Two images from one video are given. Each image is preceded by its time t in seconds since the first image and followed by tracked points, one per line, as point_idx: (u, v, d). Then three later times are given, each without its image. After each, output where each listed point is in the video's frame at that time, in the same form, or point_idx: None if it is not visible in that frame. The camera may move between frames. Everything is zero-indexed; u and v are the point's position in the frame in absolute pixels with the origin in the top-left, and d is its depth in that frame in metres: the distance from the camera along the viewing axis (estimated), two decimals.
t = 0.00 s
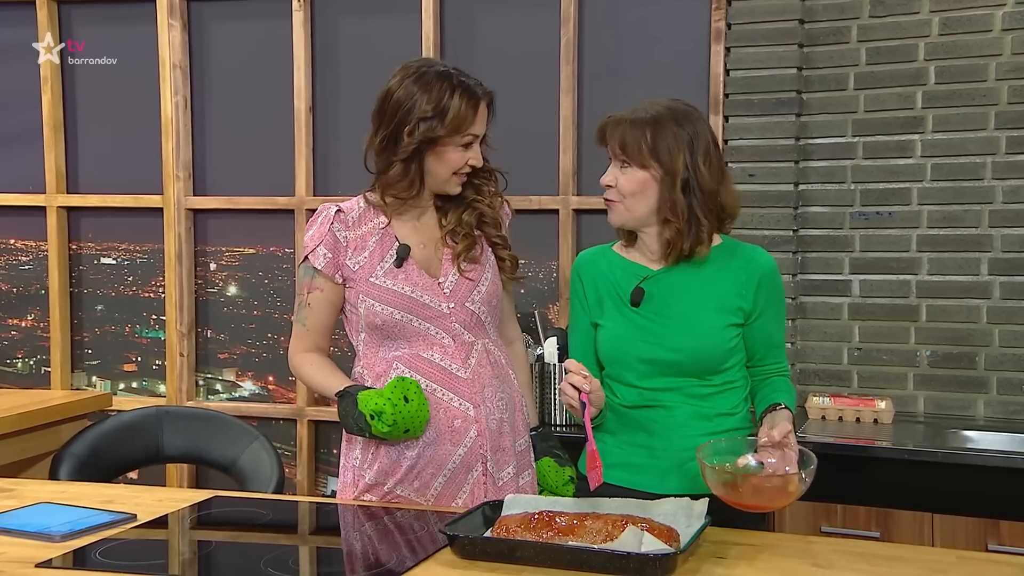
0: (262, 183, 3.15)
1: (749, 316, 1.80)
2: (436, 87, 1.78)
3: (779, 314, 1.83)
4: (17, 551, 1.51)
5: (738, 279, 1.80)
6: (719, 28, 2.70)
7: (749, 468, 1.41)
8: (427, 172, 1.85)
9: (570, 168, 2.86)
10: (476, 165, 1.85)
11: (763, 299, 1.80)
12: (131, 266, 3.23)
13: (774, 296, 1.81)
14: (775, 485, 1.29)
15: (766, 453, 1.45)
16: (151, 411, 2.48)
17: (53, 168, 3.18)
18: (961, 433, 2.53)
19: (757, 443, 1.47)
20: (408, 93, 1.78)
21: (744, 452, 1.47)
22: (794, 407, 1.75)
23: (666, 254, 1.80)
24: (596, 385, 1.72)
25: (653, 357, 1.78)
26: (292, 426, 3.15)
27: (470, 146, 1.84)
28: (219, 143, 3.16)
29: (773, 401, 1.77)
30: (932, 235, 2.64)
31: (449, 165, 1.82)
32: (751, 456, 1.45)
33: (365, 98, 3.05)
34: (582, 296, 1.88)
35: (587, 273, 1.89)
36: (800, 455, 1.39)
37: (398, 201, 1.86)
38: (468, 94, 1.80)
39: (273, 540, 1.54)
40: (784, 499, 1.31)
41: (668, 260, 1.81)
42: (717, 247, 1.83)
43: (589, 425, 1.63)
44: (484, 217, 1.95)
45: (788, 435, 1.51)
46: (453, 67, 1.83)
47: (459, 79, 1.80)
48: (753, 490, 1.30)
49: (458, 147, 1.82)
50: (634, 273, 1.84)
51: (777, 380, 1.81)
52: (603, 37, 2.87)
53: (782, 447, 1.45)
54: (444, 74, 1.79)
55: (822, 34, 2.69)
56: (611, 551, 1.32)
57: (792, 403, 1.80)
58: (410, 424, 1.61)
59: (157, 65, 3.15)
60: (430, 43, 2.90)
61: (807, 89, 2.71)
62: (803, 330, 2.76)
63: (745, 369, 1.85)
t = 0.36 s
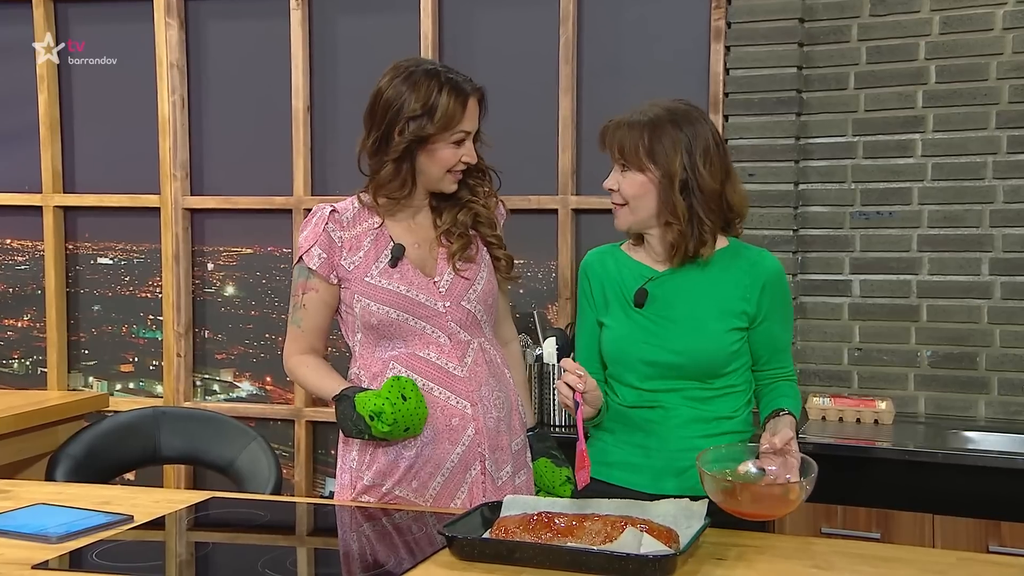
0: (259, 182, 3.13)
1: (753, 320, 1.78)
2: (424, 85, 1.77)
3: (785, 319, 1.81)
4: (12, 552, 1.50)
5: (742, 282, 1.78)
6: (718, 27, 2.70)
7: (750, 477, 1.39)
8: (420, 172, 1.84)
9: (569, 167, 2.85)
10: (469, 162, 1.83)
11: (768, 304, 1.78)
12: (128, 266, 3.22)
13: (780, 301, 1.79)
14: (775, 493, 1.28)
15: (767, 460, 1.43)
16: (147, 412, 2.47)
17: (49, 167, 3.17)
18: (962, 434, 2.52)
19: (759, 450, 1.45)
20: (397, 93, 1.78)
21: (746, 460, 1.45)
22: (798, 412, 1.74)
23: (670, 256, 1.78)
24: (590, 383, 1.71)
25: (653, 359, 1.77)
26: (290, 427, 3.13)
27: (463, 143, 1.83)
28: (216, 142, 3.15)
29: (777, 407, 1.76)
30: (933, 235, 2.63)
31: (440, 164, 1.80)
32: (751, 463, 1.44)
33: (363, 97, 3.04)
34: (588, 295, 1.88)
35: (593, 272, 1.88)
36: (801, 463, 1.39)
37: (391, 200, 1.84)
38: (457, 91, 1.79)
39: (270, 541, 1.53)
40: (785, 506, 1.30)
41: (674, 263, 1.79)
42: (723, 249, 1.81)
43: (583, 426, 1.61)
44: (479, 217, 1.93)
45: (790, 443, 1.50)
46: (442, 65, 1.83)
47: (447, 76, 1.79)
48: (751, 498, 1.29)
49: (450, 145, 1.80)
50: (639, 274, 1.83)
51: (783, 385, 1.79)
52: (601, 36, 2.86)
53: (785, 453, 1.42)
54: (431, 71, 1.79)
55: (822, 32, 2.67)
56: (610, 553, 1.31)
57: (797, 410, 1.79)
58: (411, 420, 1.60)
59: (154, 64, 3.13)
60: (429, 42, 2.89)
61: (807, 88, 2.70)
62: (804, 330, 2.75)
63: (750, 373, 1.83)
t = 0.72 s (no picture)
0: (257, 182, 3.12)
1: (757, 319, 1.77)
2: (417, 82, 1.76)
3: (789, 318, 1.80)
4: (7, 554, 1.49)
5: (745, 281, 1.77)
6: (718, 26, 2.69)
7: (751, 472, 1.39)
8: (418, 169, 1.82)
9: (568, 167, 2.84)
10: (469, 155, 1.81)
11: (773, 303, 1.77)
12: (125, 266, 3.21)
13: (785, 300, 1.78)
14: (773, 489, 1.27)
15: (766, 456, 1.43)
16: (144, 412, 2.45)
17: (46, 167, 3.15)
18: (962, 434, 2.51)
19: (758, 447, 1.45)
20: (391, 92, 1.78)
21: (745, 456, 1.44)
22: (801, 412, 1.72)
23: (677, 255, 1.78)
24: (589, 381, 1.70)
25: (657, 359, 1.76)
26: (287, 428, 3.12)
27: (461, 137, 1.81)
28: (214, 142, 3.13)
29: (780, 407, 1.75)
30: (933, 235, 2.62)
31: (440, 159, 1.79)
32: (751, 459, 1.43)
33: (361, 96, 3.03)
34: (593, 296, 1.87)
35: (598, 273, 1.87)
36: (800, 461, 1.40)
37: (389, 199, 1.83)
38: (450, 86, 1.78)
39: (268, 542, 1.52)
40: (784, 502, 1.29)
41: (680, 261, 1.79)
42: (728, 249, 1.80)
43: (584, 426, 1.60)
44: (478, 218, 1.93)
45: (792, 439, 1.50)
46: (436, 62, 1.82)
47: (438, 70, 1.78)
48: (750, 493, 1.28)
49: (447, 139, 1.79)
50: (642, 275, 1.82)
51: (788, 386, 1.78)
52: (600, 35, 2.84)
53: (785, 450, 1.44)
54: (423, 66, 1.78)
55: (822, 32, 2.66)
56: (609, 553, 1.29)
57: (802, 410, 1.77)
58: (396, 424, 1.59)
59: (150, 63, 3.12)
60: (427, 41, 2.88)
61: (807, 87, 2.69)
62: (803, 330, 2.74)
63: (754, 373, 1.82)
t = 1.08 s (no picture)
0: (255, 181, 3.11)
1: (762, 318, 1.76)
2: (418, 79, 1.75)
3: (795, 317, 1.78)
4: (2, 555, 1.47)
5: (751, 280, 1.76)
6: (717, 25, 2.68)
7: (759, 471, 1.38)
8: (417, 167, 1.81)
9: (567, 166, 2.83)
10: (469, 155, 1.80)
11: (778, 301, 1.76)
12: (121, 266, 3.19)
13: (790, 298, 1.77)
14: (781, 488, 1.26)
15: (774, 456, 1.42)
16: (141, 413, 2.44)
17: (41, 166, 3.14)
18: (963, 435, 2.50)
19: (766, 447, 1.44)
20: (391, 90, 1.77)
21: (753, 455, 1.43)
22: (805, 412, 1.71)
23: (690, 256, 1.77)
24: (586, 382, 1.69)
25: (662, 359, 1.75)
26: (285, 429, 3.11)
27: (460, 136, 1.79)
28: (211, 141, 3.12)
29: (786, 405, 1.73)
30: (933, 235, 2.61)
31: (439, 158, 1.77)
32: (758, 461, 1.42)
33: (359, 94, 3.01)
34: (598, 296, 1.86)
35: (602, 274, 1.86)
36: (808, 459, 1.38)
37: (392, 200, 1.82)
38: (448, 84, 1.76)
39: (265, 543, 1.51)
40: (790, 502, 1.27)
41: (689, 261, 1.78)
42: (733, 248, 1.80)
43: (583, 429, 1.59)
44: (480, 216, 1.91)
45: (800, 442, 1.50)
46: (434, 60, 1.81)
47: (438, 69, 1.76)
48: (756, 492, 1.28)
49: (445, 138, 1.77)
50: (646, 275, 1.81)
51: (792, 385, 1.76)
52: (598, 34, 2.83)
53: (792, 450, 1.42)
54: (422, 65, 1.77)
55: (822, 31, 2.65)
56: (607, 555, 1.28)
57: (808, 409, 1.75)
58: (371, 425, 1.57)
59: (147, 62, 3.11)
60: (425, 39, 2.86)
61: (807, 87, 2.68)
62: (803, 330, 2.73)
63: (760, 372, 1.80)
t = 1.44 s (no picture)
0: (252, 181, 3.09)
1: (765, 319, 1.75)
2: (418, 78, 1.74)
3: (798, 318, 1.77)
4: None
5: (754, 281, 1.75)
6: (716, 24, 2.67)
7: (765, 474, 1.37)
8: (419, 164, 1.80)
9: (566, 166, 2.82)
10: (472, 152, 1.78)
11: (780, 302, 1.75)
12: (118, 266, 3.18)
13: (794, 300, 1.76)
14: (788, 493, 1.26)
15: (779, 459, 1.41)
16: (138, 414, 2.42)
17: (37, 166, 3.12)
18: (963, 436, 2.49)
19: (771, 449, 1.42)
20: (392, 88, 1.76)
21: (759, 458, 1.42)
22: (808, 413, 1.70)
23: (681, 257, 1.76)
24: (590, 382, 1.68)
25: (663, 359, 1.74)
26: (283, 429, 3.10)
27: (462, 133, 1.78)
28: (207, 141, 3.11)
29: (789, 408, 1.72)
30: (933, 235, 2.60)
31: (442, 154, 1.76)
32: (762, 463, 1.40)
33: (357, 94, 3.00)
34: (599, 295, 1.85)
35: (604, 272, 1.85)
36: (815, 462, 1.37)
37: (394, 196, 1.81)
38: (449, 81, 1.75)
39: (262, 545, 1.49)
40: (795, 506, 1.27)
41: (685, 262, 1.77)
42: (736, 249, 1.78)
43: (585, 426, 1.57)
44: (482, 218, 1.90)
45: (805, 443, 1.48)
46: (437, 58, 1.80)
47: (438, 65, 1.76)
48: (765, 497, 1.27)
49: (447, 134, 1.76)
50: (650, 274, 1.80)
51: (795, 386, 1.75)
52: (597, 33, 2.82)
53: (798, 452, 1.41)
54: (423, 62, 1.76)
55: (821, 30, 2.64)
56: (605, 556, 1.27)
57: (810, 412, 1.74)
58: (381, 423, 1.57)
59: (144, 61, 3.10)
60: (423, 38, 2.85)
61: (807, 86, 2.67)
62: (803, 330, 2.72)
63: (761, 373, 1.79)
